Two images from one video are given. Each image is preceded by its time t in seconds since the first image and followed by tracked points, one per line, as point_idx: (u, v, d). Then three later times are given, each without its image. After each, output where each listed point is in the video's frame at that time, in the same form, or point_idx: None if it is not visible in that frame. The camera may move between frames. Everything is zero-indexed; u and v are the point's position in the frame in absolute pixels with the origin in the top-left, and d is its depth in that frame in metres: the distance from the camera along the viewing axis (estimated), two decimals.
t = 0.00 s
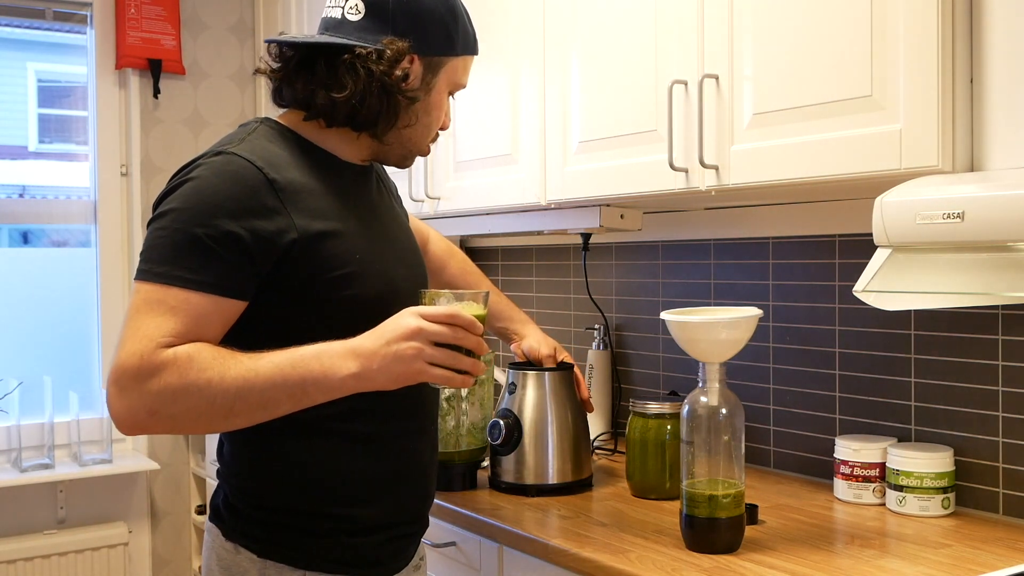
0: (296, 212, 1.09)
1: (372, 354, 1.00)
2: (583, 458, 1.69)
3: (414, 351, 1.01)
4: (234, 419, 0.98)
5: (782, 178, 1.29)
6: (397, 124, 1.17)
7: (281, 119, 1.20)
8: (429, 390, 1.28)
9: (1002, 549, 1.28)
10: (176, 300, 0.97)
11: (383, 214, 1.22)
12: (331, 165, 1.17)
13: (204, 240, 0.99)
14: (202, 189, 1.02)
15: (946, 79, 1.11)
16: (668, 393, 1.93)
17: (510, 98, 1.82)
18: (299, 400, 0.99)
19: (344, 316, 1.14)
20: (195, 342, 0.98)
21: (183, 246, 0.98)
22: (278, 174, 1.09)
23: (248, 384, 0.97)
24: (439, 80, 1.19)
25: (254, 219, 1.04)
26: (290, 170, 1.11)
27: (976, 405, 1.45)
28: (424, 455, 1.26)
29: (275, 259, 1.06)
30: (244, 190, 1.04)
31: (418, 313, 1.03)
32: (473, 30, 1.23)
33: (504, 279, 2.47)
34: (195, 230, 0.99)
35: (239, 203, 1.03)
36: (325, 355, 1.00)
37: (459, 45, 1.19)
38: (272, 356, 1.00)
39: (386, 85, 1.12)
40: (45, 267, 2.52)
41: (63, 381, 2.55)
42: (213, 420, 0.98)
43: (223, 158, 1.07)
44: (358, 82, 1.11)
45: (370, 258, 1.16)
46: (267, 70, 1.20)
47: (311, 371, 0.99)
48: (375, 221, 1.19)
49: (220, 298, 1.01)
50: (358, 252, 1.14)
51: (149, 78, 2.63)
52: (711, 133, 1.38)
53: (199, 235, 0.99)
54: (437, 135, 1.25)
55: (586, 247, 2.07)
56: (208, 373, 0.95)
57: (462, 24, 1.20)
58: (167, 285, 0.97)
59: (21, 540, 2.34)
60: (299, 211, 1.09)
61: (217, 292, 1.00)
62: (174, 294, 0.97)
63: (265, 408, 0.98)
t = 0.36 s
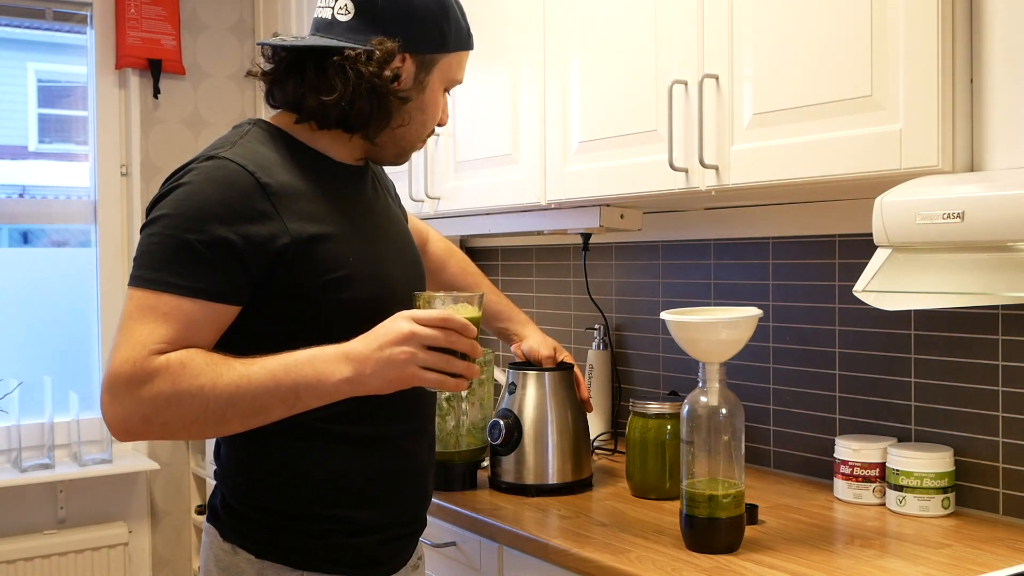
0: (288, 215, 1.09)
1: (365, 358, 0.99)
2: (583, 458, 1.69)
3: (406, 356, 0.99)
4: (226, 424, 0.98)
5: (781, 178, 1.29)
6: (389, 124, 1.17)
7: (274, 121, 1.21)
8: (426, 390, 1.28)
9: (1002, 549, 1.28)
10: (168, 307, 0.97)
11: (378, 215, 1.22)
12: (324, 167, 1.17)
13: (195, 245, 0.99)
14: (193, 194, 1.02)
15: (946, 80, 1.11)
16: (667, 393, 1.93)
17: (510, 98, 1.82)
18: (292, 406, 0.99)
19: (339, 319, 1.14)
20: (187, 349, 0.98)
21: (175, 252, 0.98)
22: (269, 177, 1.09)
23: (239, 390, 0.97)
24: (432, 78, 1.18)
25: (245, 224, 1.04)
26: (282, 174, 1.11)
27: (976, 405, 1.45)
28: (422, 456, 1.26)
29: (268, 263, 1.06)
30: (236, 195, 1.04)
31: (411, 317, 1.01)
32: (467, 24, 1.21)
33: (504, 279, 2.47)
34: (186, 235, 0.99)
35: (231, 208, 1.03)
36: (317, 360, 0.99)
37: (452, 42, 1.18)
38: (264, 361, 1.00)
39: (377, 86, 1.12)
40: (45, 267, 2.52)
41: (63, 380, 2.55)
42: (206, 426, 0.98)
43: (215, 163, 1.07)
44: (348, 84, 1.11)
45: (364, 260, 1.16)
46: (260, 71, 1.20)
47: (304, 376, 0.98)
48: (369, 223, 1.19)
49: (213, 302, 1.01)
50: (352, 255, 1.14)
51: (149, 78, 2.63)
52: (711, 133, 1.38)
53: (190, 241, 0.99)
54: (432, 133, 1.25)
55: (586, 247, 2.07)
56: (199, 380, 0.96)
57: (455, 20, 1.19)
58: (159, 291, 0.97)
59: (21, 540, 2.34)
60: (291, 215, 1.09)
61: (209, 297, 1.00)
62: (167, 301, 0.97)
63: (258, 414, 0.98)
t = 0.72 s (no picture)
0: (282, 214, 1.09)
1: (360, 354, 0.99)
2: (583, 458, 1.69)
3: (401, 351, 0.99)
4: (222, 423, 0.98)
5: (782, 178, 1.29)
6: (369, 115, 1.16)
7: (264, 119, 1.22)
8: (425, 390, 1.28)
9: (1002, 549, 1.28)
10: (163, 306, 0.97)
11: (373, 214, 1.22)
12: (318, 166, 1.17)
13: (187, 245, 0.99)
14: (186, 194, 1.02)
15: (946, 80, 1.11)
16: (668, 393, 1.94)
17: (510, 98, 1.82)
18: (287, 403, 0.99)
19: (336, 317, 1.13)
20: (183, 347, 0.98)
21: (169, 252, 0.98)
22: (263, 176, 1.09)
23: (234, 387, 0.97)
24: (416, 70, 1.17)
25: (239, 223, 1.04)
26: (276, 173, 1.11)
27: (976, 405, 1.45)
28: (421, 457, 1.26)
29: (262, 262, 1.06)
30: (230, 195, 1.04)
31: (405, 312, 1.01)
32: (453, 14, 1.19)
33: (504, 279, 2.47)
34: (178, 235, 0.99)
35: (224, 208, 1.03)
36: (312, 357, 0.99)
37: (434, 31, 1.16)
38: (259, 360, 0.99)
39: (351, 75, 1.12)
40: (45, 267, 2.52)
41: (63, 381, 2.55)
42: (203, 425, 0.97)
43: (209, 162, 1.07)
44: (319, 74, 1.12)
45: (359, 259, 1.16)
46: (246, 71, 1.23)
47: (299, 373, 0.98)
48: (365, 221, 1.19)
49: (210, 301, 1.01)
50: (347, 253, 1.14)
51: (149, 78, 2.63)
52: (711, 132, 1.38)
53: (183, 240, 0.99)
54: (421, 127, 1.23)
55: (586, 247, 2.07)
56: (194, 378, 0.95)
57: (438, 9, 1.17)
58: (153, 291, 0.97)
59: (20, 540, 2.34)
60: (285, 213, 1.09)
61: (203, 296, 1.00)
62: (161, 300, 0.97)
63: (254, 412, 0.98)
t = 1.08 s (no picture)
0: (279, 208, 1.09)
1: (354, 347, 0.98)
2: (583, 458, 1.69)
3: (394, 343, 0.98)
4: (217, 415, 0.97)
5: (782, 179, 1.29)
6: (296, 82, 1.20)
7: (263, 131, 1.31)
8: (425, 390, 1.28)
9: (1002, 549, 1.28)
10: (158, 298, 0.97)
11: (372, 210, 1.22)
12: (315, 163, 1.17)
13: (184, 237, 0.99)
14: (182, 188, 1.02)
15: (946, 81, 1.11)
16: (667, 393, 1.93)
17: (510, 98, 1.82)
18: (283, 396, 0.98)
19: (335, 312, 1.13)
20: (179, 341, 0.98)
21: (166, 246, 0.99)
22: (260, 171, 1.09)
23: (229, 380, 0.96)
24: (340, 29, 1.17)
25: (236, 218, 1.04)
26: (274, 168, 1.11)
27: (977, 405, 1.45)
28: (421, 456, 1.26)
29: (259, 257, 1.06)
30: (227, 189, 1.04)
31: (400, 305, 1.00)
32: None
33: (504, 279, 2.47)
34: (176, 229, 0.99)
35: (222, 202, 1.04)
36: (307, 350, 0.99)
37: None
38: (255, 353, 0.99)
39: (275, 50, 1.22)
40: (45, 267, 2.52)
41: (63, 381, 2.55)
42: (199, 417, 0.97)
43: (207, 158, 1.07)
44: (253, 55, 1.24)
45: (358, 254, 1.16)
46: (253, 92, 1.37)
47: (294, 366, 0.97)
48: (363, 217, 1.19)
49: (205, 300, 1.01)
50: (345, 247, 1.14)
51: (149, 78, 2.63)
52: (711, 132, 1.38)
53: (180, 234, 0.99)
54: (380, 98, 1.17)
55: (586, 247, 2.07)
56: (188, 370, 0.95)
57: None
58: (151, 285, 0.97)
59: (20, 540, 2.34)
60: (282, 208, 1.09)
61: (199, 292, 1.00)
62: (157, 292, 0.97)
63: (249, 404, 0.97)
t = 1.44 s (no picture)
0: (267, 213, 1.09)
1: (342, 353, 0.98)
2: (583, 458, 1.69)
3: (381, 348, 0.98)
4: (206, 423, 0.98)
5: (783, 179, 1.29)
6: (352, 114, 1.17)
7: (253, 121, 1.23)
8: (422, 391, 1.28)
9: (1002, 549, 1.28)
10: (146, 309, 0.97)
11: (363, 211, 1.22)
12: (305, 166, 1.16)
13: (171, 247, 0.99)
14: (169, 197, 1.02)
15: (946, 81, 1.11)
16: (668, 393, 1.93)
17: (510, 97, 1.82)
18: (272, 403, 0.99)
19: (329, 314, 1.13)
20: (169, 349, 0.98)
21: (153, 256, 0.98)
22: (248, 177, 1.09)
23: (217, 388, 0.97)
24: (399, 66, 1.16)
25: (224, 225, 1.04)
26: (262, 173, 1.11)
27: (977, 405, 1.45)
28: (419, 456, 1.26)
29: (248, 263, 1.06)
30: (214, 197, 1.04)
31: (386, 309, 1.00)
32: (437, 10, 1.18)
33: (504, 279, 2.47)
34: (163, 238, 0.99)
35: (209, 210, 1.03)
36: (295, 356, 0.99)
37: (415, 28, 1.15)
38: (244, 360, 0.99)
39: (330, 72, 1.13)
40: (44, 267, 2.52)
41: (63, 381, 2.55)
42: (189, 426, 0.98)
43: (194, 164, 1.07)
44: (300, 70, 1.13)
45: (350, 257, 1.15)
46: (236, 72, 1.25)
47: (281, 373, 0.98)
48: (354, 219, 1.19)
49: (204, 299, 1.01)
50: (335, 250, 1.14)
51: (149, 78, 2.63)
52: (711, 132, 1.38)
53: (167, 243, 0.99)
54: (415, 131, 1.22)
55: (586, 247, 2.07)
56: (177, 379, 0.96)
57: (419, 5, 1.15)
58: (138, 294, 0.97)
59: (21, 540, 2.34)
60: (270, 213, 1.09)
61: (189, 298, 1.00)
62: (145, 303, 0.97)
63: (238, 412, 0.98)
